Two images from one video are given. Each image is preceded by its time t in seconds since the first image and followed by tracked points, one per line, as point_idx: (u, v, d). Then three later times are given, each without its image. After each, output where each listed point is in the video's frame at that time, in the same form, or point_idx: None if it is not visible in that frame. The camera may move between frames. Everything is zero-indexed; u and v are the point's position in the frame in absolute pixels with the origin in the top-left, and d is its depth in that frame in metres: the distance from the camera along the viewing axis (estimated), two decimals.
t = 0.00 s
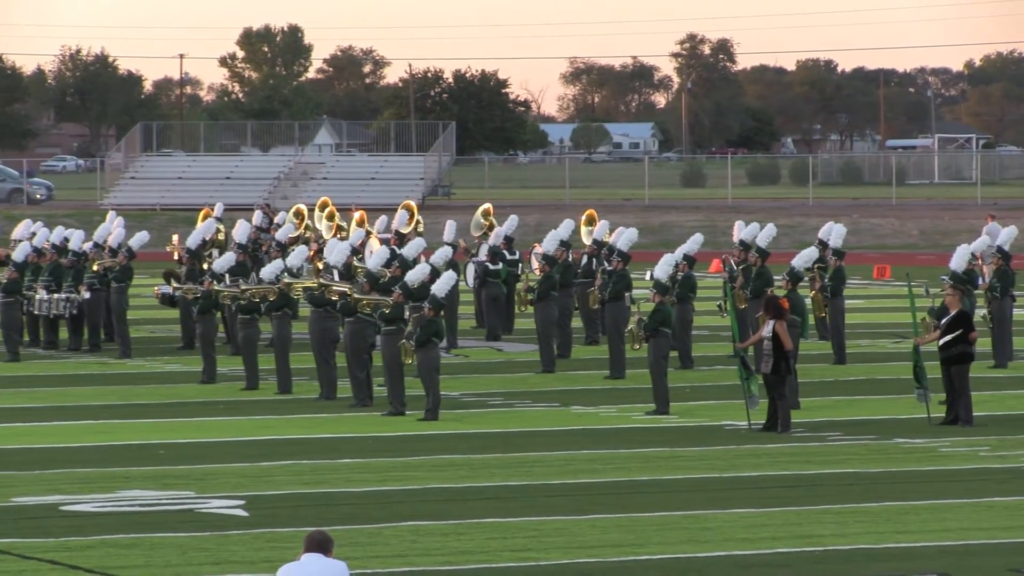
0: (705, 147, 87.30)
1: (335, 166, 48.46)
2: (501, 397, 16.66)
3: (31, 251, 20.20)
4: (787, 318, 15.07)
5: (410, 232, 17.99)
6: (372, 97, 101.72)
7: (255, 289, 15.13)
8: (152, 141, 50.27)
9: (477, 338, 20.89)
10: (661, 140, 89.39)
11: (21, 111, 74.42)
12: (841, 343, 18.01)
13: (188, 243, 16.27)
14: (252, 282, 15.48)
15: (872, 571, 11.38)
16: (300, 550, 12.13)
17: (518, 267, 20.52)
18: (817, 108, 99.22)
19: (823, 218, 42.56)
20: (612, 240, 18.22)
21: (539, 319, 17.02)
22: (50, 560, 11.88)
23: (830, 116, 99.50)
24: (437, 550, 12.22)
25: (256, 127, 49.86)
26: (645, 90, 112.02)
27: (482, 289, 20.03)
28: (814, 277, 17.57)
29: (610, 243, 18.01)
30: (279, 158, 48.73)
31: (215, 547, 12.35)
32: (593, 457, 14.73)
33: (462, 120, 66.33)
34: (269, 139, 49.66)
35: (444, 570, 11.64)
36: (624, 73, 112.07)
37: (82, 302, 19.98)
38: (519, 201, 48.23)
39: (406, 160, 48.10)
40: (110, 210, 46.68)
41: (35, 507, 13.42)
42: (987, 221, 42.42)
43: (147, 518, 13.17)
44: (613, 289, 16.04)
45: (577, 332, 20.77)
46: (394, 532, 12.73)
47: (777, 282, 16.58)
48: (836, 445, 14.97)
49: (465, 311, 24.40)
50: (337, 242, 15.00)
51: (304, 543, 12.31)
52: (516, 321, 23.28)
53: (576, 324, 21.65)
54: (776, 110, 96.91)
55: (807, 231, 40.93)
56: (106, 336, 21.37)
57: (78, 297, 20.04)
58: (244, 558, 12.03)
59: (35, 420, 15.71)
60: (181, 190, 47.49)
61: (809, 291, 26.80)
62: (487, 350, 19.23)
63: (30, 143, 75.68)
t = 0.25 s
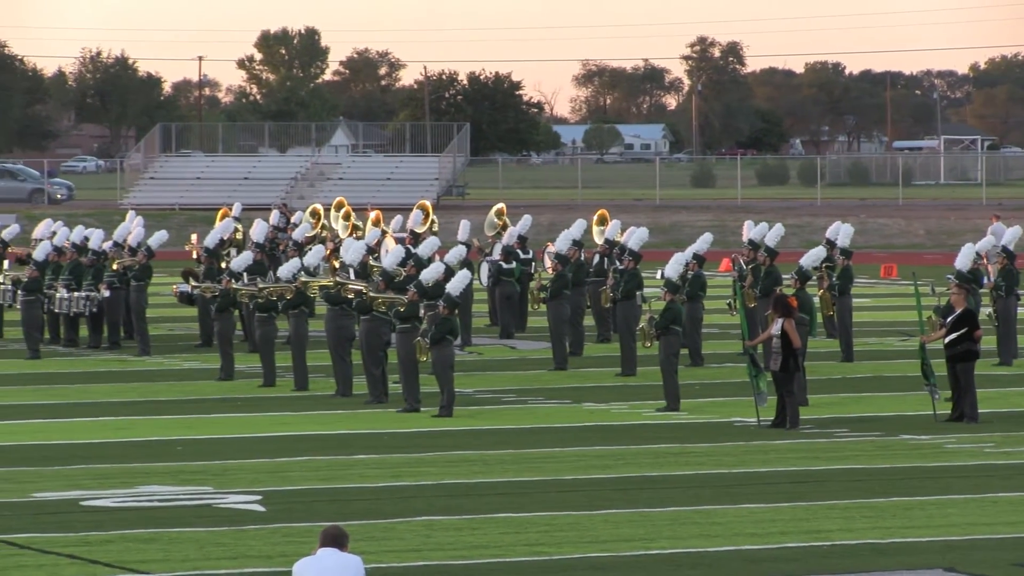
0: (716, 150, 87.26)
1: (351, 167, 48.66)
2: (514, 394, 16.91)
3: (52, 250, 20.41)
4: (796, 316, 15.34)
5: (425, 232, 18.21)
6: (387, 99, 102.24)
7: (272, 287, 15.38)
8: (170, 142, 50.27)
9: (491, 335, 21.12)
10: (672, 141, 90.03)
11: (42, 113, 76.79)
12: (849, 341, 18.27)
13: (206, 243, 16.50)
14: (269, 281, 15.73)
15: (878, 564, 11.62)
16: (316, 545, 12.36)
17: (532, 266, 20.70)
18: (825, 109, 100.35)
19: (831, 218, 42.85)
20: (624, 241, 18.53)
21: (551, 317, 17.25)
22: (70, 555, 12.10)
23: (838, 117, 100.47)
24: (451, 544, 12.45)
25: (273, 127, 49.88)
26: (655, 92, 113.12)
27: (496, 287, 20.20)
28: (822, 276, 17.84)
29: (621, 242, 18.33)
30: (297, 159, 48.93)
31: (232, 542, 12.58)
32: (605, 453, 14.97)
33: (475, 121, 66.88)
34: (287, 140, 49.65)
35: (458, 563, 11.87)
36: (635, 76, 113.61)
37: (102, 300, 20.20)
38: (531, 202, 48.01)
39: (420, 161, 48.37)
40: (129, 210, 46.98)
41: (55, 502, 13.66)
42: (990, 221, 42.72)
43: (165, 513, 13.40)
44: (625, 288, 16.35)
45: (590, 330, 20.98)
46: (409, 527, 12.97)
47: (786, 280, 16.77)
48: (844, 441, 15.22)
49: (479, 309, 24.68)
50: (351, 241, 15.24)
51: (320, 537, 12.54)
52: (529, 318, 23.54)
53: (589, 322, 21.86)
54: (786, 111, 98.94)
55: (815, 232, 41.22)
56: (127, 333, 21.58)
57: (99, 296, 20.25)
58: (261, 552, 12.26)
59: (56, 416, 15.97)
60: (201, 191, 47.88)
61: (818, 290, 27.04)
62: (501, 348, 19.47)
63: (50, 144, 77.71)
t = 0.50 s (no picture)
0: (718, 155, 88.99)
1: (361, 172, 49.13)
2: (521, 396, 17.17)
3: (66, 254, 20.63)
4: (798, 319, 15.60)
5: (434, 236, 18.43)
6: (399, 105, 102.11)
7: (283, 291, 15.61)
8: (184, 148, 50.75)
9: (499, 338, 21.39)
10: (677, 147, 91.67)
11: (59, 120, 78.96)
12: (851, 343, 18.53)
13: (217, 247, 16.73)
14: (281, 285, 15.95)
15: (878, 563, 11.86)
16: (327, 545, 12.61)
17: (539, 270, 20.96)
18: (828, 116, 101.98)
19: (834, 222, 43.20)
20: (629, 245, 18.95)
21: (558, 320, 17.50)
22: (84, 555, 12.34)
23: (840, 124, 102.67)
24: (459, 544, 12.69)
25: (285, 134, 50.54)
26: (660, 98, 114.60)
27: (504, 291, 20.49)
28: (824, 279, 18.11)
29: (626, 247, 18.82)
30: (308, 165, 49.38)
31: (244, 541, 12.82)
32: (611, 454, 15.23)
33: (483, 127, 67.47)
34: (298, 146, 50.26)
35: (467, 563, 12.10)
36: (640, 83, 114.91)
37: (116, 304, 20.42)
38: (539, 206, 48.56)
39: (430, 166, 48.95)
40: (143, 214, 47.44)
41: (69, 503, 13.89)
42: (990, 226, 43.03)
43: (178, 513, 13.64)
44: (630, 292, 16.61)
45: (597, 333, 21.23)
46: (418, 527, 13.20)
47: (789, 283, 17.10)
48: (845, 442, 15.48)
49: (486, 312, 24.94)
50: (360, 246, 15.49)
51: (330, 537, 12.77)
52: (536, 321, 23.81)
53: (595, 325, 22.11)
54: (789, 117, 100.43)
55: (818, 236, 41.57)
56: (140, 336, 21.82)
57: (113, 300, 20.48)
58: (272, 552, 12.49)
59: (70, 418, 16.21)
60: (214, 197, 48.40)
61: (821, 293, 27.30)
62: (508, 350, 19.72)
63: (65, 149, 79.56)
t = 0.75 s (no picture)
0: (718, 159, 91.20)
1: (366, 176, 49.91)
2: (523, 396, 17.43)
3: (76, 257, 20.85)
4: (797, 320, 15.88)
5: (437, 239, 18.68)
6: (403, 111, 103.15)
7: (290, 293, 15.85)
8: (192, 152, 51.85)
9: (502, 339, 21.67)
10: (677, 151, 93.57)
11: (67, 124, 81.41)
12: (848, 344, 18.78)
13: (224, 249, 16.96)
14: (288, 287, 16.20)
15: (872, 561, 12.12)
16: (333, 544, 12.86)
17: (542, 272, 21.22)
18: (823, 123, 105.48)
19: (831, 225, 43.63)
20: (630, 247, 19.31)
21: (560, 321, 17.76)
22: (94, 552, 12.59)
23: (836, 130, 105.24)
24: (463, 541, 12.94)
25: (292, 139, 51.32)
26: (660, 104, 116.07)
27: (507, 292, 20.78)
28: (821, 281, 18.37)
29: (628, 250, 19.25)
30: (314, 168, 50.31)
31: (251, 539, 13.07)
32: (612, 453, 15.49)
33: (486, 131, 68.23)
34: (304, 151, 51.19)
35: (470, 560, 12.35)
36: (642, 88, 116.55)
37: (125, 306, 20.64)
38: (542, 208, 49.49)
39: (434, 170, 49.68)
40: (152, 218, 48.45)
41: (80, 502, 14.15)
42: (985, 228, 43.28)
43: (186, 511, 13.89)
44: (631, 293, 16.87)
45: (598, 334, 21.51)
46: (421, 525, 13.45)
47: (788, 284, 17.27)
48: (842, 442, 15.75)
49: (490, 314, 25.22)
50: (366, 249, 15.72)
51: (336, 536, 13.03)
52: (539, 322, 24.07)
53: (596, 327, 22.39)
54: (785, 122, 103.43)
55: (816, 239, 42.00)
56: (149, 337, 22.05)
57: (122, 301, 20.69)
58: (278, 550, 12.73)
59: (79, 418, 16.47)
60: (222, 200, 49.29)
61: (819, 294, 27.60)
62: (510, 351, 19.98)
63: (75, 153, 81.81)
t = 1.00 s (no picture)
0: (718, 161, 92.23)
1: (373, 178, 50.34)
2: (528, 394, 17.69)
3: (88, 259, 21.14)
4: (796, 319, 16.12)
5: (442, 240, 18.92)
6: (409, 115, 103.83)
7: (298, 293, 16.11)
8: (201, 156, 51.94)
9: (507, 338, 21.92)
10: (678, 154, 94.58)
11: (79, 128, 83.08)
12: (847, 342, 19.05)
13: (233, 251, 17.23)
14: (296, 287, 16.44)
15: (870, 556, 12.36)
16: (342, 540, 13.11)
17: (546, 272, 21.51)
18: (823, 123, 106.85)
19: (831, 225, 43.91)
20: (633, 248, 19.47)
21: (564, 320, 18.00)
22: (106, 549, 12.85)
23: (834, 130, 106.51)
24: (469, 537, 13.19)
25: (299, 142, 51.56)
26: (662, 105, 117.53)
27: (512, 293, 21.05)
28: (821, 281, 18.63)
29: (630, 250, 19.35)
30: (321, 171, 50.70)
31: (260, 536, 13.33)
32: (615, 450, 15.75)
33: (491, 134, 68.62)
34: (313, 153, 51.23)
35: (476, 556, 12.59)
36: (644, 90, 117.59)
37: (136, 307, 20.93)
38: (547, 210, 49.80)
39: (439, 173, 50.03)
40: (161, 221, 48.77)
41: (92, 499, 14.42)
42: (982, 228, 43.51)
43: (196, 509, 14.16)
44: (633, 294, 17.13)
45: (601, 333, 21.79)
46: (428, 521, 13.71)
47: (787, 284, 17.52)
48: (842, 438, 15.99)
49: (493, 314, 25.48)
50: (372, 250, 15.98)
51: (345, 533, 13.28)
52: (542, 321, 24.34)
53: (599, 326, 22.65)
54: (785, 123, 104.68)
55: (816, 239, 42.29)
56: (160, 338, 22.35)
57: (133, 303, 20.98)
58: (287, 546, 12.98)
59: (92, 417, 16.75)
60: (231, 202, 49.50)
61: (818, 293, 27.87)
62: (515, 350, 20.24)
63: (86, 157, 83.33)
